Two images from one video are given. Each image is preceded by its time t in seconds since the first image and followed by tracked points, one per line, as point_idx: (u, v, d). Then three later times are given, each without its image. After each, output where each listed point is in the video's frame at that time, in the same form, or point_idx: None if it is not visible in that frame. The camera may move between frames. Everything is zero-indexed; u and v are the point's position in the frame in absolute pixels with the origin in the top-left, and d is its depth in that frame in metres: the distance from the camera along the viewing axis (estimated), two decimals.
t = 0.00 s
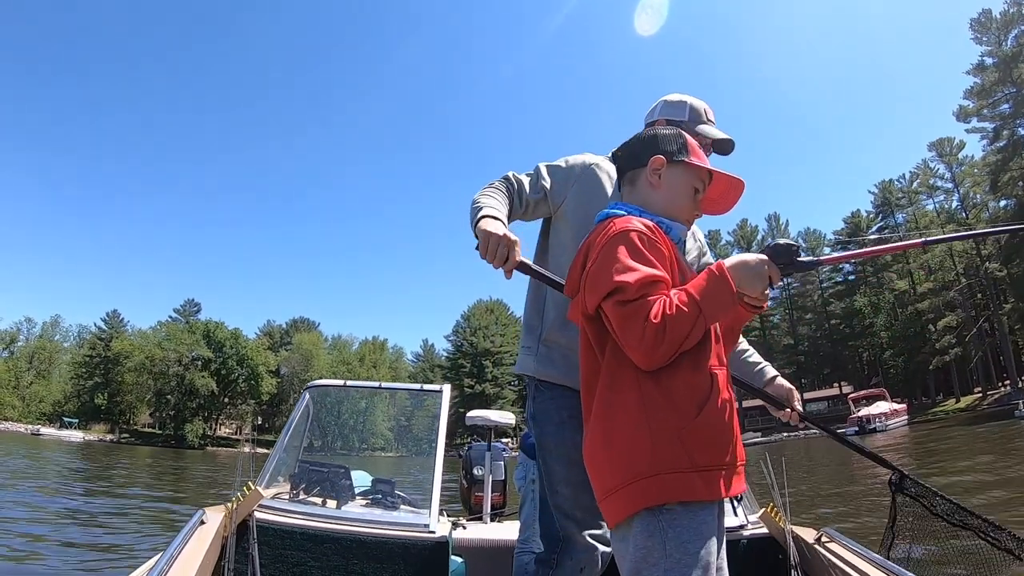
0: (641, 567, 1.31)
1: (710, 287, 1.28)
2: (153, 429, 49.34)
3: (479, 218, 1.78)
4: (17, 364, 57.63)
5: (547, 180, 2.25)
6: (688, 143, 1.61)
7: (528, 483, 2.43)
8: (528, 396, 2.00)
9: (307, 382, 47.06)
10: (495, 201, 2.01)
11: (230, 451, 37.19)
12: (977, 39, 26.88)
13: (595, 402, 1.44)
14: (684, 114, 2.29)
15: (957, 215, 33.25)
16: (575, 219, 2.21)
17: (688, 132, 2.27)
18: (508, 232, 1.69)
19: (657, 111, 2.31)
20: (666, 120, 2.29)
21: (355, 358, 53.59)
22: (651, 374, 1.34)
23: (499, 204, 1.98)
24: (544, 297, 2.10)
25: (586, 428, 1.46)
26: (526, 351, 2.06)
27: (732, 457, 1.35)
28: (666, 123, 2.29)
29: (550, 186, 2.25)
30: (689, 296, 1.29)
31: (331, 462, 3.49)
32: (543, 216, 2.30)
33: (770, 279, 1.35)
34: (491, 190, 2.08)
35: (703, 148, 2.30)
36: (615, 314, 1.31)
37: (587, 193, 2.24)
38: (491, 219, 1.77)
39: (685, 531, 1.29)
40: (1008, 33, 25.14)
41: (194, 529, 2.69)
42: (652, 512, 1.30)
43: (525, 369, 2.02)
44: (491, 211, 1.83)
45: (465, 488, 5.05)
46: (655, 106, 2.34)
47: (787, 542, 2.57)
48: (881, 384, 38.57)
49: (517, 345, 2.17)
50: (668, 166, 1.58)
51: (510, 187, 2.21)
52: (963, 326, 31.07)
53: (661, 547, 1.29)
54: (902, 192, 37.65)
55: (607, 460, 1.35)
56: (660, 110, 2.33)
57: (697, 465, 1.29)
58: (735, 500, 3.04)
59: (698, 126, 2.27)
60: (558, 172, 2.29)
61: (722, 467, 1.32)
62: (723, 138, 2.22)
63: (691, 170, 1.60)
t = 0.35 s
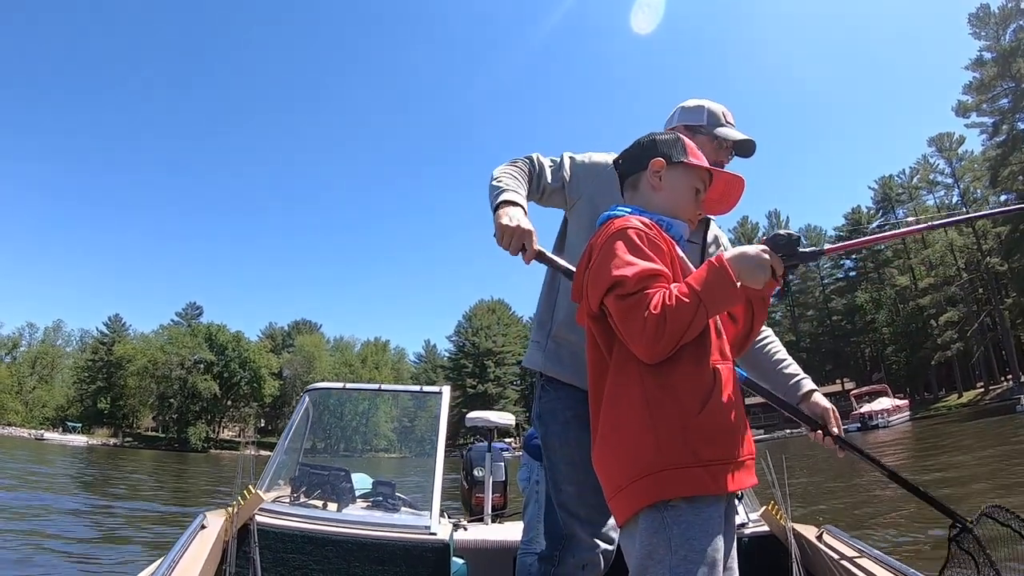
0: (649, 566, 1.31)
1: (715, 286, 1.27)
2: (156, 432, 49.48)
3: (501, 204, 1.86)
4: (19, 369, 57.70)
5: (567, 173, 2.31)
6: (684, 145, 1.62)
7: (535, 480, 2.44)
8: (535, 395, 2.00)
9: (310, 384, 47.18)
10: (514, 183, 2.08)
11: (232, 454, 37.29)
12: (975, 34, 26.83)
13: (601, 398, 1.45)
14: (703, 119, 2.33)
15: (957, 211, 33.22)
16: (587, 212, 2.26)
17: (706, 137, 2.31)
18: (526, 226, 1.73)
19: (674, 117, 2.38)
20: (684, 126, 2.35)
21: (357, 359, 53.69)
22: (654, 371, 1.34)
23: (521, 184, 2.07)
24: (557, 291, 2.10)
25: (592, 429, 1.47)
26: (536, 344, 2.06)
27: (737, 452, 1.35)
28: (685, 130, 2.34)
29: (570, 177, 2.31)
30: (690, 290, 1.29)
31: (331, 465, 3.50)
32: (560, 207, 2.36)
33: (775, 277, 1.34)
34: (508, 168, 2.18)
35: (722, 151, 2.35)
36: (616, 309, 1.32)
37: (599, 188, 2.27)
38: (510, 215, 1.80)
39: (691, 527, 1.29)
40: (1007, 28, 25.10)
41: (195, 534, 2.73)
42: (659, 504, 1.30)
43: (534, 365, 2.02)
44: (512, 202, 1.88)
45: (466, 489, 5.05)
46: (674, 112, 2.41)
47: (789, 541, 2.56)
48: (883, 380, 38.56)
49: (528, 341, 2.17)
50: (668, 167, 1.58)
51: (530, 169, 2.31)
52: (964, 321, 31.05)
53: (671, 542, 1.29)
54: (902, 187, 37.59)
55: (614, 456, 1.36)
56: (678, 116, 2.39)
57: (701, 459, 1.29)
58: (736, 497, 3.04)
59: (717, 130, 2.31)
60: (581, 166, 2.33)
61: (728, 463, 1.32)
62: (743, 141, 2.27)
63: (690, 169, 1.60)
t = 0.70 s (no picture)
0: (632, 564, 1.32)
1: (691, 292, 1.28)
2: (160, 433, 49.61)
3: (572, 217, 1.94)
4: (24, 371, 57.94)
5: (596, 173, 2.36)
6: (684, 141, 1.62)
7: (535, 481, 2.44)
8: (537, 391, 2.00)
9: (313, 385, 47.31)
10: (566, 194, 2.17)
11: (235, 455, 37.35)
12: (977, 32, 26.75)
13: (586, 396, 1.46)
14: (729, 130, 2.35)
15: (959, 209, 33.15)
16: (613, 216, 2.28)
17: (732, 149, 2.33)
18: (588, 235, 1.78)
19: (701, 129, 2.41)
20: (711, 139, 2.37)
21: (361, 360, 53.76)
22: (635, 371, 1.35)
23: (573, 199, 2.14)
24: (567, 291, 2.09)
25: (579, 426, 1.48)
26: (543, 342, 2.03)
27: (719, 450, 1.35)
28: (711, 142, 2.37)
29: (598, 181, 2.36)
30: (667, 296, 1.29)
31: (331, 467, 3.50)
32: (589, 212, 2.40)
33: (754, 284, 1.33)
34: (541, 174, 2.28)
35: (751, 164, 2.34)
36: (594, 309, 1.34)
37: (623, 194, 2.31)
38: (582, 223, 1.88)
39: (672, 524, 1.29)
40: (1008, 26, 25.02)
41: (196, 538, 2.72)
42: (638, 500, 1.31)
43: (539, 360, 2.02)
44: (581, 215, 1.96)
45: (466, 490, 5.06)
46: (702, 123, 2.44)
47: (790, 535, 2.57)
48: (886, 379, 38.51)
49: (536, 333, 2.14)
50: (666, 165, 1.59)
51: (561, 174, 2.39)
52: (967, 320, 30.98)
53: (651, 540, 1.29)
54: (905, 186, 37.46)
55: (597, 454, 1.37)
56: (705, 127, 2.42)
57: (680, 458, 1.29)
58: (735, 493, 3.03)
59: (743, 142, 2.32)
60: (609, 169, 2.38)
61: (708, 462, 1.31)
62: (771, 153, 2.26)
63: (689, 166, 1.59)
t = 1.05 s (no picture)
0: (607, 559, 1.32)
1: (664, 294, 1.27)
2: (164, 435, 49.67)
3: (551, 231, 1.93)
4: (29, 373, 58.01)
5: (592, 175, 2.33)
6: (678, 148, 1.62)
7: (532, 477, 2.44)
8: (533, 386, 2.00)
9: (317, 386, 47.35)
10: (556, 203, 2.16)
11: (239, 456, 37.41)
12: (979, 31, 26.66)
13: (566, 392, 1.48)
14: (726, 127, 2.35)
15: (963, 209, 33.03)
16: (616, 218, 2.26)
17: (729, 145, 2.34)
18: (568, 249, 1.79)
19: (698, 127, 2.40)
20: (709, 136, 2.37)
21: (365, 362, 53.80)
22: (610, 369, 1.37)
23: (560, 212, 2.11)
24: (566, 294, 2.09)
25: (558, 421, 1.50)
26: (543, 339, 2.04)
27: (693, 450, 1.35)
28: (709, 138, 2.37)
29: (595, 184, 2.32)
30: (638, 296, 1.30)
31: (330, 463, 3.50)
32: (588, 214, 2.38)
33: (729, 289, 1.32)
34: (536, 183, 2.25)
35: (748, 160, 2.36)
36: (567, 306, 1.36)
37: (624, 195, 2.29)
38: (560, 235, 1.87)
39: (642, 518, 1.29)
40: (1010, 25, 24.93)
41: (195, 533, 2.69)
42: (610, 494, 1.32)
43: (539, 358, 2.03)
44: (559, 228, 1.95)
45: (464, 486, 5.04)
46: (698, 121, 2.42)
47: (788, 535, 2.56)
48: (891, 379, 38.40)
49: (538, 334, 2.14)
50: (657, 171, 1.59)
51: (555, 180, 2.35)
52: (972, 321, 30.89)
53: (624, 535, 1.30)
54: (908, 186, 37.26)
55: (572, 447, 1.38)
56: (701, 125, 2.41)
57: (651, 452, 1.29)
58: (733, 492, 3.02)
59: (742, 138, 2.33)
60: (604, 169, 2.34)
61: (680, 460, 1.31)
62: (769, 150, 2.27)
63: (681, 172, 1.59)
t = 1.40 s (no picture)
0: (611, 555, 1.33)
1: (676, 295, 1.29)
2: (169, 440, 49.73)
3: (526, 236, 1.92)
4: (34, 378, 58.19)
5: (583, 181, 2.34)
6: (687, 156, 1.63)
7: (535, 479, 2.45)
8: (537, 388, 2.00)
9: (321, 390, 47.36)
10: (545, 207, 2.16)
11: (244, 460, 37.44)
12: (980, 30, 26.61)
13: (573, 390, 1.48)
14: (716, 125, 2.35)
15: (966, 207, 32.96)
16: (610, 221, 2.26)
17: (720, 144, 2.33)
18: (550, 259, 1.78)
19: (688, 126, 2.39)
20: (699, 135, 2.36)
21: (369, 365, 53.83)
22: (617, 370, 1.37)
23: (539, 214, 2.11)
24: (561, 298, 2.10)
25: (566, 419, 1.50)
26: (546, 342, 2.05)
27: (701, 450, 1.35)
28: (699, 137, 2.36)
29: (585, 188, 2.34)
30: (653, 297, 1.30)
31: (330, 461, 3.53)
32: (582, 217, 2.36)
33: (736, 292, 1.34)
34: (524, 188, 2.26)
35: (738, 159, 2.36)
36: (581, 304, 1.36)
37: (615, 196, 2.30)
38: (535, 242, 1.88)
39: (651, 516, 1.29)
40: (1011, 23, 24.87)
41: (195, 531, 2.72)
42: (618, 489, 1.32)
43: (542, 362, 2.02)
44: (533, 230, 1.96)
45: (465, 485, 4.96)
46: (688, 120, 2.41)
47: (788, 536, 2.55)
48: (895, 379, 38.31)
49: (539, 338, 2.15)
50: (669, 178, 1.60)
51: (546, 185, 2.35)
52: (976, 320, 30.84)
53: (628, 529, 1.30)
54: (911, 185, 36.86)
55: (576, 444, 1.39)
56: (692, 124, 2.40)
57: (657, 450, 1.30)
58: (734, 492, 3.01)
59: (731, 137, 2.33)
60: (596, 174, 2.35)
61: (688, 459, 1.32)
62: (758, 147, 2.28)
63: (692, 181, 1.60)
